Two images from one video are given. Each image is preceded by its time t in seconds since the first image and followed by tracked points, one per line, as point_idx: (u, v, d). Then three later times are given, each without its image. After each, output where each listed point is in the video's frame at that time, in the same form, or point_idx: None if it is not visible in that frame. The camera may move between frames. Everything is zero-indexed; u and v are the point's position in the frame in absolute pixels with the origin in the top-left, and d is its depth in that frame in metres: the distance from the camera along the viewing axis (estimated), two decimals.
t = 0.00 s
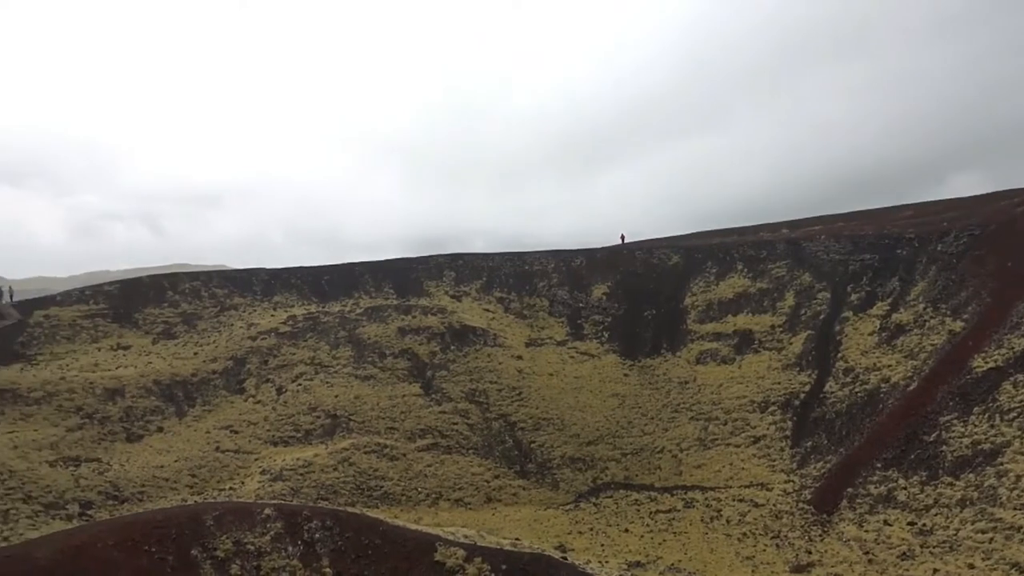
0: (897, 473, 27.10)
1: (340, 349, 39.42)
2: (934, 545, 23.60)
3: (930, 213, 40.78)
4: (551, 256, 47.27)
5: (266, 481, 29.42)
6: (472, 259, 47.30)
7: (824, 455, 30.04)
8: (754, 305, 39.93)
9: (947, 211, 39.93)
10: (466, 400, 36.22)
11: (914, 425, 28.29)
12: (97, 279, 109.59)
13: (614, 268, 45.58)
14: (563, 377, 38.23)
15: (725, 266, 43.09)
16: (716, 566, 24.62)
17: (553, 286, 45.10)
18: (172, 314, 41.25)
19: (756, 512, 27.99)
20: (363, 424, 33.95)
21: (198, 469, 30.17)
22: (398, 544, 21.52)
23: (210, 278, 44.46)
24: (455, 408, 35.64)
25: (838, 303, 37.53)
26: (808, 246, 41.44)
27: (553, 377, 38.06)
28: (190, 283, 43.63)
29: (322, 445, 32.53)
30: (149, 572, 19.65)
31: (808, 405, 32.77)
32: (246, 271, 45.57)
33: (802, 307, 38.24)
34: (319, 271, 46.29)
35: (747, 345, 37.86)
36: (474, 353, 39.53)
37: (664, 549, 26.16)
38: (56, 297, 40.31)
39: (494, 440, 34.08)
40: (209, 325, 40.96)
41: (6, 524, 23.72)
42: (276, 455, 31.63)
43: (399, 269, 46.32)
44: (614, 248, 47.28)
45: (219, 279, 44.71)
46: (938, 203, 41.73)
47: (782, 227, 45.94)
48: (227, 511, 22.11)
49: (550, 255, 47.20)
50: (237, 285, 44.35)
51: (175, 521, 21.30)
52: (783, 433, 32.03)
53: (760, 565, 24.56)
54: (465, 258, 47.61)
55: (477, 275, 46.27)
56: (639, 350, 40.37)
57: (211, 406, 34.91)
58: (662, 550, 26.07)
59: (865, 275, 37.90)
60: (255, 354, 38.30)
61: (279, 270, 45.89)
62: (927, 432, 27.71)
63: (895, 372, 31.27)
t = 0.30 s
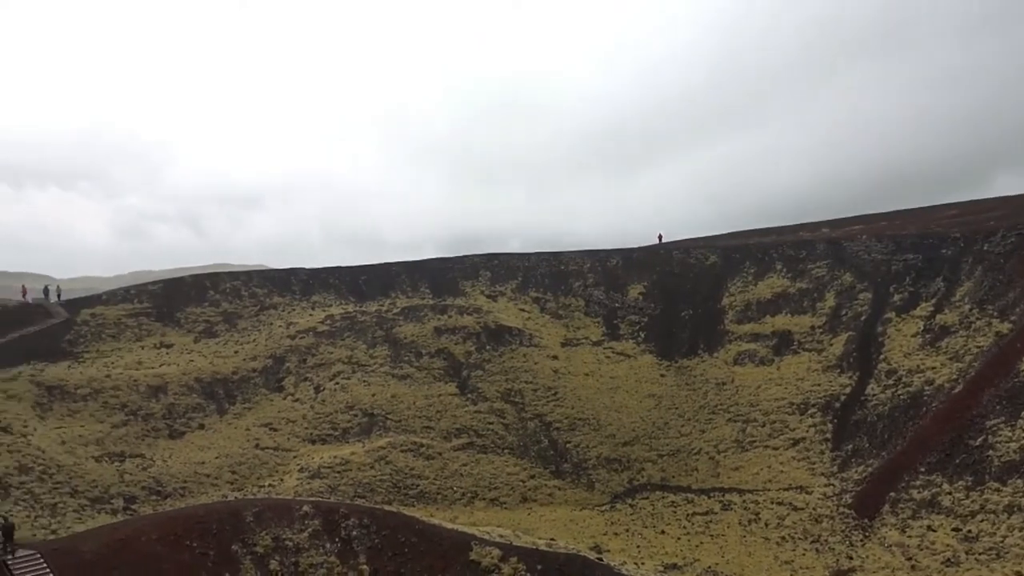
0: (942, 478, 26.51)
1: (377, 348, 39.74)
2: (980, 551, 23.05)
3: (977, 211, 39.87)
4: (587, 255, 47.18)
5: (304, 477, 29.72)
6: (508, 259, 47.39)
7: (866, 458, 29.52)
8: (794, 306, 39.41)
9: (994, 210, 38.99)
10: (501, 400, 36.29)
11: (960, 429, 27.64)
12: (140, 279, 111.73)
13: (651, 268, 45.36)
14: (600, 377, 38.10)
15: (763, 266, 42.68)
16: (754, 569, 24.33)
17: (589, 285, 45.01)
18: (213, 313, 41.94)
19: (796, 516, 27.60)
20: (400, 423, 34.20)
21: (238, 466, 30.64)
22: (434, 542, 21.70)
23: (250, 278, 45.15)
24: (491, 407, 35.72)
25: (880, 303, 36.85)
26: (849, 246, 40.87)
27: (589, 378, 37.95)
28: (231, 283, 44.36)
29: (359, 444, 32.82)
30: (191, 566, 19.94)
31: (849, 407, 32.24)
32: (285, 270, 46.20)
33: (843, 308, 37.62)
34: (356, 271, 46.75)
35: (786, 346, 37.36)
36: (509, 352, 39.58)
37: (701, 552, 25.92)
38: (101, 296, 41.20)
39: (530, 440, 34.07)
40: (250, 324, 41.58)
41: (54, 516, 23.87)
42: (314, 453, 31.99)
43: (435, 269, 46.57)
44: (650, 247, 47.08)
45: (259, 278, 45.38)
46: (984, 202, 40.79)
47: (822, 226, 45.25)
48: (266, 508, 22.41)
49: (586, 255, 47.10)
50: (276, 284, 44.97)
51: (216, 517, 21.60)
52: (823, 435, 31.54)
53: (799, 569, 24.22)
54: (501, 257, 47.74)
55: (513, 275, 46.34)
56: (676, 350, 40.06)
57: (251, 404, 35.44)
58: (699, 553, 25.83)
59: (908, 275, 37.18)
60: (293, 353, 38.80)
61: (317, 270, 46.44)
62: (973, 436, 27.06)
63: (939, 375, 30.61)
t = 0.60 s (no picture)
0: (989, 484, 25.73)
1: (412, 348, 39.87)
2: None
3: None
4: (623, 255, 46.84)
5: (339, 476, 29.85)
6: (543, 259, 47.27)
7: (910, 464, 28.81)
8: (834, 307, 38.70)
9: None
10: (536, 400, 36.17)
11: (1008, 434, 26.78)
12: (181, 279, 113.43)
13: (688, 268, 44.93)
14: (635, 378, 37.78)
15: (803, 266, 42.08)
16: None
17: (625, 286, 44.68)
18: (251, 313, 42.42)
19: (836, 521, 27.05)
20: (435, 422, 34.26)
21: (276, 464, 30.94)
22: (468, 542, 21.69)
23: (288, 277, 45.62)
24: (526, 408, 35.62)
25: (924, 305, 36.01)
26: (892, 246, 40.08)
27: (624, 379, 37.65)
28: (269, 283, 44.84)
29: (395, 443, 32.93)
30: (229, 563, 20.09)
31: (892, 411, 31.53)
32: (322, 270, 46.58)
33: (886, 309, 36.83)
34: (392, 271, 46.97)
35: (827, 348, 36.69)
36: (545, 353, 39.44)
37: (739, 556, 25.53)
38: (143, 296, 41.89)
39: (565, 441, 33.88)
40: (287, 324, 42.02)
41: (97, 510, 24.30)
42: (350, 452, 32.16)
43: (470, 269, 46.60)
44: (687, 247, 46.62)
45: (296, 278, 45.84)
46: None
47: (864, 226, 44.36)
48: (303, 506, 22.53)
49: (622, 255, 46.80)
50: (313, 284, 45.38)
51: (253, 514, 21.74)
52: (865, 439, 30.89)
53: None
54: (536, 257, 47.62)
55: (548, 275, 46.18)
56: (713, 351, 39.55)
57: (288, 402, 35.79)
58: (737, 557, 25.44)
59: (954, 276, 36.33)
60: (329, 352, 39.10)
61: (353, 270, 46.77)
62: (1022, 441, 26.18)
63: (986, 379, 29.78)
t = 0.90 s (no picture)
0: None
1: (447, 348, 40.06)
2: None
3: None
4: (658, 254, 46.54)
5: (376, 475, 30.07)
6: (577, 259, 47.18)
7: (954, 465, 28.26)
8: (874, 305, 38.12)
9: None
10: (571, 400, 36.11)
11: None
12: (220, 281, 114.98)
13: (724, 267, 44.55)
14: (671, 378, 37.52)
15: (842, 264, 41.52)
16: None
17: (659, 285, 44.41)
18: (288, 314, 42.95)
19: (878, 523, 26.59)
20: (470, 422, 34.39)
21: (313, 463, 31.30)
22: (504, 542, 21.75)
23: (324, 279, 46.11)
24: (561, 408, 35.58)
25: (968, 303, 35.27)
26: (934, 243, 39.36)
27: (660, 379, 37.41)
28: (305, 284, 45.37)
29: (430, 443, 33.12)
30: (269, 561, 20.35)
31: (935, 411, 30.93)
32: (358, 271, 47.00)
33: (928, 307, 36.14)
34: (427, 271, 47.23)
35: (867, 347, 36.10)
36: (579, 353, 39.36)
37: (778, 558, 25.23)
38: (184, 297, 42.63)
39: (600, 441, 33.78)
40: (324, 324, 42.49)
41: (141, 508, 24.81)
42: (386, 451, 32.42)
43: (504, 269, 46.68)
44: (723, 245, 46.20)
45: (332, 279, 46.31)
46: None
47: (904, 223, 43.57)
48: (341, 504, 22.74)
49: (657, 254, 46.53)
50: (349, 285, 45.82)
51: (292, 513, 21.98)
52: (907, 440, 30.33)
53: None
54: (570, 257, 47.55)
55: (582, 274, 46.08)
56: (750, 351, 39.11)
57: (325, 402, 36.19)
58: (776, 559, 25.14)
59: (999, 274, 35.64)
60: (365, 352, 39.45)
61: (389, 271, 47.11)
62: None
63: None
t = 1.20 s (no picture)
0: None
1: (480, 348, 40.16)
2: None
3: None
4: (691, 254, 46.17)
5: (410, 475, 30.21)
6: (610, 259, 47.00)
7: (997, 469, 27.85)
8: (914, 305, 37.49)
9: None
10: (604, 401, 35.98)
11: None
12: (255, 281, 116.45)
13: (759, 266, 44.07)
14: (705, 378, 37.20)
15: (880, 263, 40.88)
16: None
17: (693, 285, 44.05)
18: (323, 314, 43.39)
19: (918, 527, 26.09)
20: (503, 422, 34.44)
21: (348, 462, 31.58)
22: (537, 543, 21.76)
23: (357, 279, 46.50)
24: (594, 408, 35.48)
25: (1012, 302, 34.51)
26: (975, 242, 38.63)
27: (694, 379, 37.11)
28: (340, 284, 45.80)
29: (463, 443, 33.23)
30: (304, 558, 20.55)
31: (978, 412, 30.35)
32: (391, 272, 47.33)
33: (970, 307, 35.42)
34: (459, 272, 47.40)
35: (906, 347, 35.48)
36: (612, 353, 39.21)
37: (815, 561, 24.88)
38: (221, 298, 43.26)
39: (634, 442, 33.60)
40: (358, 325, 42.85)
41: (180, 506, 25.23)
42: (420, 451, 32.59)
43: (537, 269, 46.69)
44: (757, 245, 45.71)
45: (366, 279, 46.69)
46: None
47: (945, 220, 42.74)
48: (375, 503, 22.88)
49: (691, 254, 46.17)
50: (382, 286, 46.16)
51: (327, 512, 22.17)
52: (948, 442, 29.73)
53: None
54: (603, 257, 47.39)
55: (615, 274, 45.90)
56: (786, 351, 38.61)
57: (360, 402, 36.49)
58: (813, 562, 24.79)
59: None
60: (399, 352, 39.72)
61: (421, 272, 47.37)
62: None
63: None
